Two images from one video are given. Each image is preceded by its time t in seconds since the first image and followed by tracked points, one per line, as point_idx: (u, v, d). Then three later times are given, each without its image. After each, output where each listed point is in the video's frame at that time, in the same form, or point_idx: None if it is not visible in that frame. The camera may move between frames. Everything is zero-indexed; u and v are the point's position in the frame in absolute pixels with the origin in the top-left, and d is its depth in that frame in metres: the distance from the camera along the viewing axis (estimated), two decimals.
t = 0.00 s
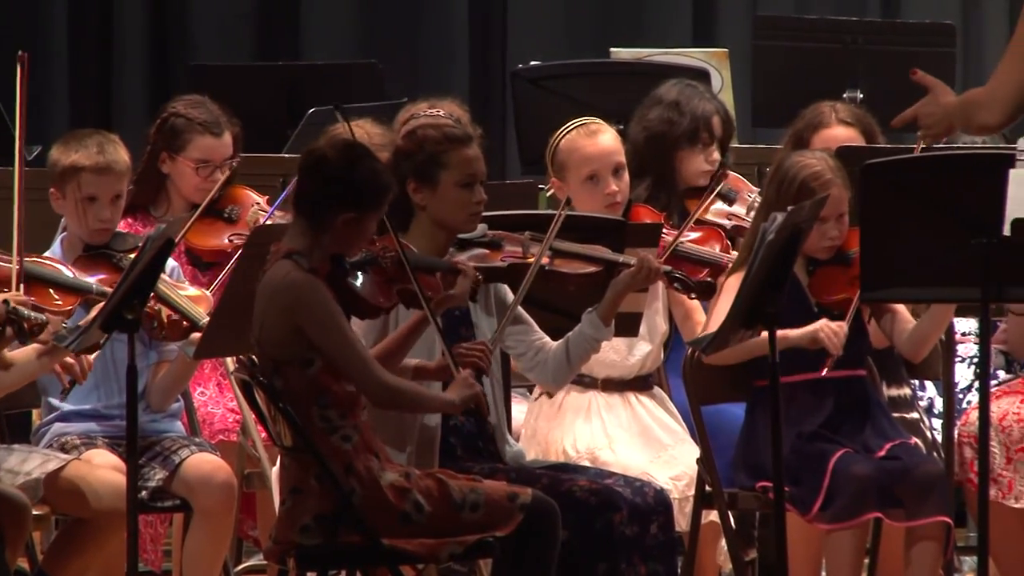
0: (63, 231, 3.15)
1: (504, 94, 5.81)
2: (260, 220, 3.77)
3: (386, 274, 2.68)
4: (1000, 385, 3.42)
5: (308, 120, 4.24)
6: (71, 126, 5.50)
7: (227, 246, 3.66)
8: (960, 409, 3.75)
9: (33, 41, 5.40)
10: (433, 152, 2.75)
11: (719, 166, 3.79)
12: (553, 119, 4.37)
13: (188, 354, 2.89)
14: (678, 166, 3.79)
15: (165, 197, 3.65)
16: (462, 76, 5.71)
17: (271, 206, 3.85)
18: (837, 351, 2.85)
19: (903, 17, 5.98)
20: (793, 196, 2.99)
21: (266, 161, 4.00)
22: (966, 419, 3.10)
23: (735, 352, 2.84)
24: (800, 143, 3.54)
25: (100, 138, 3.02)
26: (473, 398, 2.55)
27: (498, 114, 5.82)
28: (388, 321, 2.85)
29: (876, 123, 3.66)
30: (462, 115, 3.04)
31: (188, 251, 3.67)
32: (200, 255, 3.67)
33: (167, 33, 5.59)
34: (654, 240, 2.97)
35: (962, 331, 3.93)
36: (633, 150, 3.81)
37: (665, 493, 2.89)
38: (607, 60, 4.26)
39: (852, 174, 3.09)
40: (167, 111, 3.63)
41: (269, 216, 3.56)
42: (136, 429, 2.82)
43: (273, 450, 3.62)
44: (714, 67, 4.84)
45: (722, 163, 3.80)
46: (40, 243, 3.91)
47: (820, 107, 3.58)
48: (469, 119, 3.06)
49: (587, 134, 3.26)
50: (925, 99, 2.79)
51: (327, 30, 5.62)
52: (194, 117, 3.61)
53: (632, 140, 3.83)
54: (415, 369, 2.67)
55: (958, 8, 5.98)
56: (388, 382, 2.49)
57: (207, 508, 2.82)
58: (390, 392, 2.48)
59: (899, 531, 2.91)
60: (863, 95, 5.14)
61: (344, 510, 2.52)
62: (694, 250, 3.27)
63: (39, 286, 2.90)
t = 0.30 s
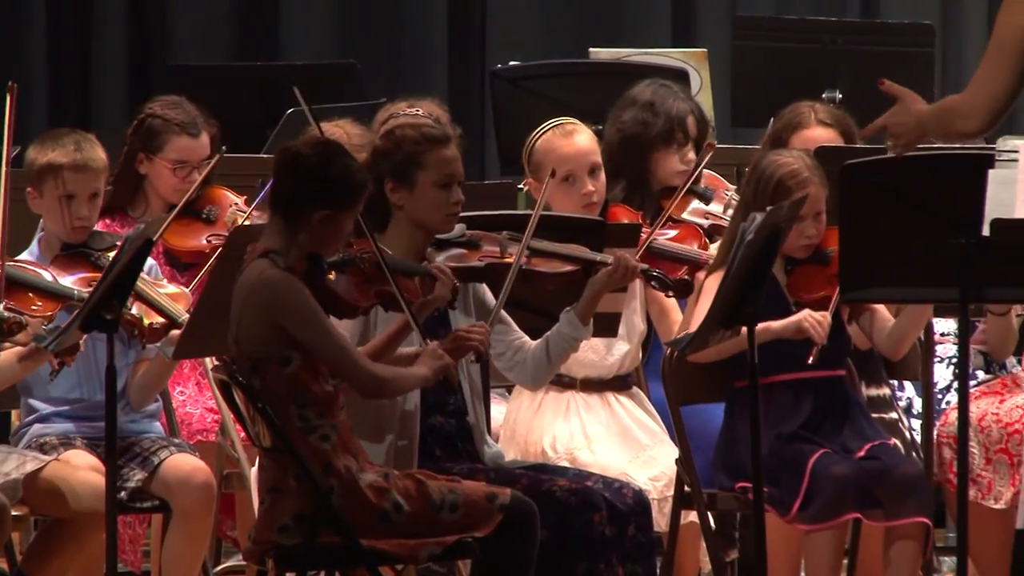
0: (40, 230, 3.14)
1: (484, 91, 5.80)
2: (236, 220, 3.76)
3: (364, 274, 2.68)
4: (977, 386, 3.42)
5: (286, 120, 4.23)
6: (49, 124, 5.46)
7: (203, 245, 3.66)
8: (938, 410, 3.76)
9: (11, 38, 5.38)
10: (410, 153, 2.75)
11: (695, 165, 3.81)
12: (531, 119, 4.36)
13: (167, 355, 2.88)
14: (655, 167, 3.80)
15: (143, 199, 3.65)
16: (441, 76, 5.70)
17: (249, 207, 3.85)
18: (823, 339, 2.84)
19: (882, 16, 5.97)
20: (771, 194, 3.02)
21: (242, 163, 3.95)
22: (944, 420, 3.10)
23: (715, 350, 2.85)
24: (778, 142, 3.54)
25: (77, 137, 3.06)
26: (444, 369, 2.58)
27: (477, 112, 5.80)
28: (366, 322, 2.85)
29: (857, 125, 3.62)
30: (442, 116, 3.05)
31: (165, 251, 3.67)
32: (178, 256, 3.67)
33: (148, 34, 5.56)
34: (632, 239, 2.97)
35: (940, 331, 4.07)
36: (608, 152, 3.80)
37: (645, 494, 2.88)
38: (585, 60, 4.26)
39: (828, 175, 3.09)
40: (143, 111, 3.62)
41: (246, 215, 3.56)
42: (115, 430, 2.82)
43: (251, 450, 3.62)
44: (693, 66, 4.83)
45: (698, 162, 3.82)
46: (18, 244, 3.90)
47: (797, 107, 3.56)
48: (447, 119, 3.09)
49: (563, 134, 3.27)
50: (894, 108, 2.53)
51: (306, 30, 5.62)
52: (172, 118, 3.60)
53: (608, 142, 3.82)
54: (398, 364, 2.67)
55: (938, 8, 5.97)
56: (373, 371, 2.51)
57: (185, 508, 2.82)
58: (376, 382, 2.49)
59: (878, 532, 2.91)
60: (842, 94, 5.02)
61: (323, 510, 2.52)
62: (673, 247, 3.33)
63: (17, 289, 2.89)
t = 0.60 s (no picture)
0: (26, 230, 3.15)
1: (470, 91, 5.81)
2: (223, 222, 3.76)
3: (349, 275, 2.68)
4: (962, 387, 3.42)
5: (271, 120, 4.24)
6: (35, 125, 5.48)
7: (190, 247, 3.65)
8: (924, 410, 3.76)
9: None
10: (395, 155, 2.77)
11: (681, 168, 3.78)
12: (516, 119, 4.37)
13: (153, 356, 2.89)
14: (641, 169, 3.79)
15: (130, 199, 3.66)
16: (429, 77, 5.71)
17: (235, 208, 3.85)
18: (794, 369, 2.84)
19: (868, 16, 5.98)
20: (758, 194, 3.00)
21: (229, 163, 3.98)
22: (930, 421, 3.09)
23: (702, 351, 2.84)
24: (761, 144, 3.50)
25: (65, 138, 3.07)
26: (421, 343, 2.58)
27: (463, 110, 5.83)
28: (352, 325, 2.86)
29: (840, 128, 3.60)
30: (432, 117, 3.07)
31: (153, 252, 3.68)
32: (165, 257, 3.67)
33: (133, 32, 5.60)
34: (618, 240, 2.98)
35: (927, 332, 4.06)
36: (595, 153, 3.80)
37: (631, 494, 2.89)
38: (572, 61, 4.27)
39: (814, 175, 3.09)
40: (130, 112, 3.63)
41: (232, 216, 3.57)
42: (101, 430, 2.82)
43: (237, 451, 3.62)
44: (679, 67, 4.83)
45: (683, 166, 3.79)
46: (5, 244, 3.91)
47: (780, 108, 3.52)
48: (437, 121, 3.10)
49: (550, 134, 3.26)
50: None
51: (293, 31, 5.63)
52: (159, 119, 3.61)
53: (592, 143, 3.83)
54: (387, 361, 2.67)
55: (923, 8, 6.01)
56: (365, 358, 2.51)
57: (170, 509, 2.82)
58: (370, 367, 2.49)
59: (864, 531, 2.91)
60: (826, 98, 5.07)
61: (308, 510, 2.52)
62: (661, 249, 3.31)
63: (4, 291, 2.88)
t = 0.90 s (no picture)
0: (11, 229, 3.15)
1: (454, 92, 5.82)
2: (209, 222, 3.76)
3: (336, 277, 2.68)
4: (945, 387, 3.42)
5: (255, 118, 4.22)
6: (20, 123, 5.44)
7: (174, 247, 3.66)
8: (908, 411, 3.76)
9: None
10: (377, 155, 2.78)
11: (665, 168, 3.78)
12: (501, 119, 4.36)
13: (135, 356, 2.87)
14: (625, 169, 3.78)
15: (114, 199, 3.65)
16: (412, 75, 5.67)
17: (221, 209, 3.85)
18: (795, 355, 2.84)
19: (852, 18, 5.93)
20: (742, 195, 3.01)
21: (215, 163, 3.99)
22: (914, 420, 3.08)
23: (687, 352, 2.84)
24: (745, 144, 3.49)
25: (48, 136, 3.06)
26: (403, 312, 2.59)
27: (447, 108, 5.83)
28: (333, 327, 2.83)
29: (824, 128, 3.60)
30: (417, 114, 3.09)
31: (138, 252, 3.68)
32: (150, 257, 3.67)
33: (117, 30, 5.56)
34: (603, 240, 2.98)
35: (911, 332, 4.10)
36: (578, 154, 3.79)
37: (615, 494, 2.89)
38: (558, 61, 4.26)
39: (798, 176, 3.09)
40: (116, 111, 3.63)
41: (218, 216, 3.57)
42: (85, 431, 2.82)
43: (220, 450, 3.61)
44: (663, 67, 4.84)
45: (668, 167, 3.79)
46: None
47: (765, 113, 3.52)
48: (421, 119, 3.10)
49: (535, 134, 3.25)
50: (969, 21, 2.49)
51: (277, 31, 5.59)
52: (144, 117, 3.61)
53: (577, 143, 3.83)
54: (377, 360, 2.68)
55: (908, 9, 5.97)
56: (361, 341, 2.52)
57: (156, 509, 2.82)
58: (367, 350, 2.50)
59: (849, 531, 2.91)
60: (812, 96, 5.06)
61: (291, 510, 2.51)
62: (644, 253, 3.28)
63: None
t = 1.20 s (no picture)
0: None
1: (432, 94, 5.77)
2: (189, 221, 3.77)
3: (314, 275, 2.68)
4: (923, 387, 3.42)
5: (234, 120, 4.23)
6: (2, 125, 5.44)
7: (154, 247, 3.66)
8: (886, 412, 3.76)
9: None
10: (356, 155, 2.78)
11: (643, 166, 3.81)
12: (480, 120, 4.36)
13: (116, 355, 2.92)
14: (602, 167, 3.80)
15: (94, 198, 3.67)
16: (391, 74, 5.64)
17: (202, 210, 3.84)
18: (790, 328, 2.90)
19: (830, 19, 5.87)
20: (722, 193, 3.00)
21: (195, 162, 3.96)
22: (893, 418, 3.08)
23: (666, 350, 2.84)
24: (723, 144, 3.47)
25: (29, 138, 3.06)
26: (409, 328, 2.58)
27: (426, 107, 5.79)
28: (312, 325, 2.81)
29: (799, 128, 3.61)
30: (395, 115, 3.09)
31: (118, 253, 3.68)
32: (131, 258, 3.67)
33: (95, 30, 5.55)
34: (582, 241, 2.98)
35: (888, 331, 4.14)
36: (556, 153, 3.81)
37: (593, 494, 2.89)
38: (538, 61, 4.27)
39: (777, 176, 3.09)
40: (97, 111, 3.68)
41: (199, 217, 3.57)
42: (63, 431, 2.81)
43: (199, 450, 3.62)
44: (641, 68, 4.83)
45: (646, 163, 3.82)
46: None
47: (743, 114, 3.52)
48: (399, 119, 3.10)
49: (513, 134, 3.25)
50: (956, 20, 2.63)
51: (259, 29, 5.57)
52: (125, 116, 3.67)
53: (555, 143, 3.83)
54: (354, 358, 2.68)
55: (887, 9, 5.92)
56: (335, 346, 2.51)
57: (134, 509, 2.82)
58: (339, 354, 2.49)
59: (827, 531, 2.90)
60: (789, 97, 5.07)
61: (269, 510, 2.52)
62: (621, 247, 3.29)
63: None
